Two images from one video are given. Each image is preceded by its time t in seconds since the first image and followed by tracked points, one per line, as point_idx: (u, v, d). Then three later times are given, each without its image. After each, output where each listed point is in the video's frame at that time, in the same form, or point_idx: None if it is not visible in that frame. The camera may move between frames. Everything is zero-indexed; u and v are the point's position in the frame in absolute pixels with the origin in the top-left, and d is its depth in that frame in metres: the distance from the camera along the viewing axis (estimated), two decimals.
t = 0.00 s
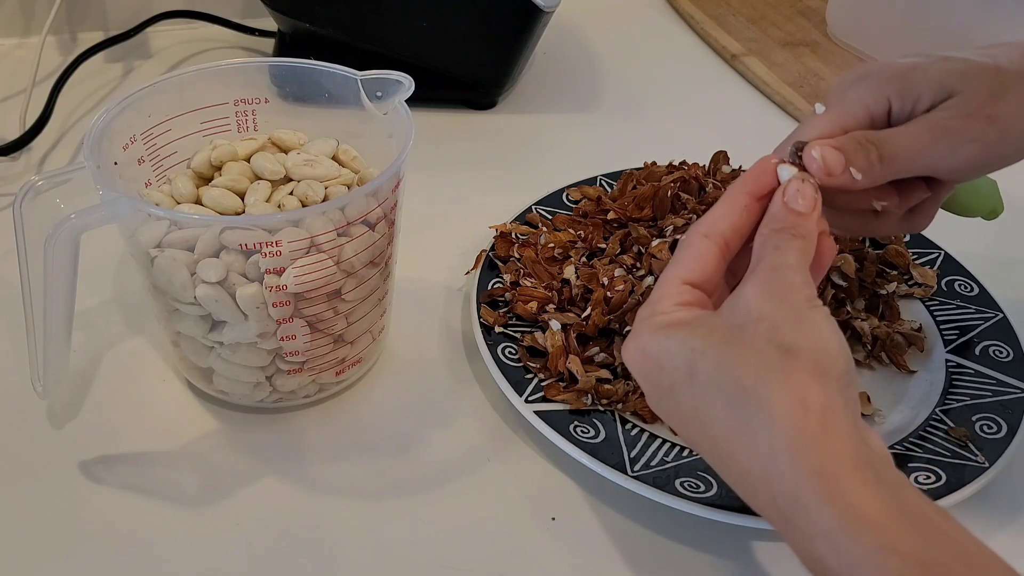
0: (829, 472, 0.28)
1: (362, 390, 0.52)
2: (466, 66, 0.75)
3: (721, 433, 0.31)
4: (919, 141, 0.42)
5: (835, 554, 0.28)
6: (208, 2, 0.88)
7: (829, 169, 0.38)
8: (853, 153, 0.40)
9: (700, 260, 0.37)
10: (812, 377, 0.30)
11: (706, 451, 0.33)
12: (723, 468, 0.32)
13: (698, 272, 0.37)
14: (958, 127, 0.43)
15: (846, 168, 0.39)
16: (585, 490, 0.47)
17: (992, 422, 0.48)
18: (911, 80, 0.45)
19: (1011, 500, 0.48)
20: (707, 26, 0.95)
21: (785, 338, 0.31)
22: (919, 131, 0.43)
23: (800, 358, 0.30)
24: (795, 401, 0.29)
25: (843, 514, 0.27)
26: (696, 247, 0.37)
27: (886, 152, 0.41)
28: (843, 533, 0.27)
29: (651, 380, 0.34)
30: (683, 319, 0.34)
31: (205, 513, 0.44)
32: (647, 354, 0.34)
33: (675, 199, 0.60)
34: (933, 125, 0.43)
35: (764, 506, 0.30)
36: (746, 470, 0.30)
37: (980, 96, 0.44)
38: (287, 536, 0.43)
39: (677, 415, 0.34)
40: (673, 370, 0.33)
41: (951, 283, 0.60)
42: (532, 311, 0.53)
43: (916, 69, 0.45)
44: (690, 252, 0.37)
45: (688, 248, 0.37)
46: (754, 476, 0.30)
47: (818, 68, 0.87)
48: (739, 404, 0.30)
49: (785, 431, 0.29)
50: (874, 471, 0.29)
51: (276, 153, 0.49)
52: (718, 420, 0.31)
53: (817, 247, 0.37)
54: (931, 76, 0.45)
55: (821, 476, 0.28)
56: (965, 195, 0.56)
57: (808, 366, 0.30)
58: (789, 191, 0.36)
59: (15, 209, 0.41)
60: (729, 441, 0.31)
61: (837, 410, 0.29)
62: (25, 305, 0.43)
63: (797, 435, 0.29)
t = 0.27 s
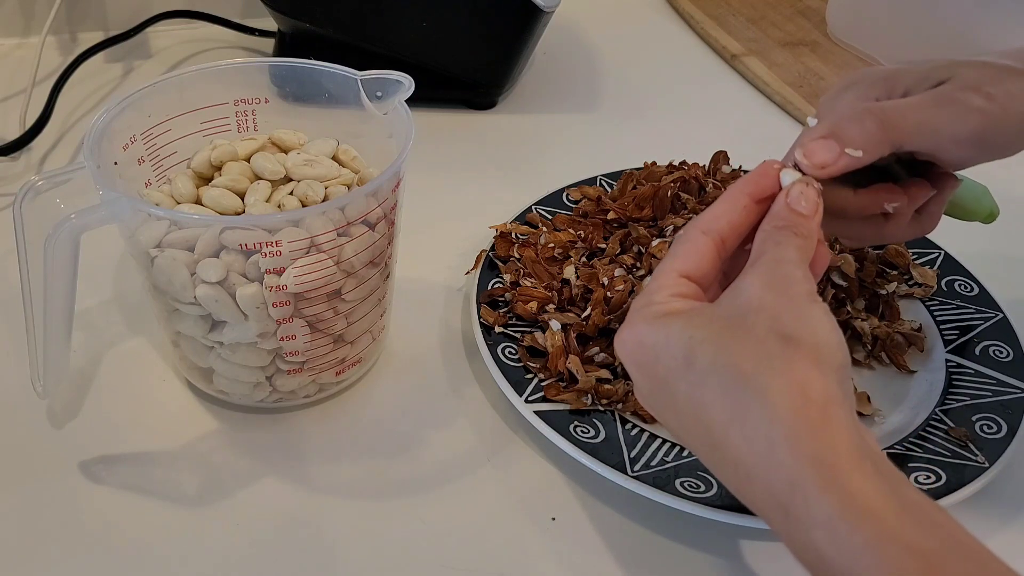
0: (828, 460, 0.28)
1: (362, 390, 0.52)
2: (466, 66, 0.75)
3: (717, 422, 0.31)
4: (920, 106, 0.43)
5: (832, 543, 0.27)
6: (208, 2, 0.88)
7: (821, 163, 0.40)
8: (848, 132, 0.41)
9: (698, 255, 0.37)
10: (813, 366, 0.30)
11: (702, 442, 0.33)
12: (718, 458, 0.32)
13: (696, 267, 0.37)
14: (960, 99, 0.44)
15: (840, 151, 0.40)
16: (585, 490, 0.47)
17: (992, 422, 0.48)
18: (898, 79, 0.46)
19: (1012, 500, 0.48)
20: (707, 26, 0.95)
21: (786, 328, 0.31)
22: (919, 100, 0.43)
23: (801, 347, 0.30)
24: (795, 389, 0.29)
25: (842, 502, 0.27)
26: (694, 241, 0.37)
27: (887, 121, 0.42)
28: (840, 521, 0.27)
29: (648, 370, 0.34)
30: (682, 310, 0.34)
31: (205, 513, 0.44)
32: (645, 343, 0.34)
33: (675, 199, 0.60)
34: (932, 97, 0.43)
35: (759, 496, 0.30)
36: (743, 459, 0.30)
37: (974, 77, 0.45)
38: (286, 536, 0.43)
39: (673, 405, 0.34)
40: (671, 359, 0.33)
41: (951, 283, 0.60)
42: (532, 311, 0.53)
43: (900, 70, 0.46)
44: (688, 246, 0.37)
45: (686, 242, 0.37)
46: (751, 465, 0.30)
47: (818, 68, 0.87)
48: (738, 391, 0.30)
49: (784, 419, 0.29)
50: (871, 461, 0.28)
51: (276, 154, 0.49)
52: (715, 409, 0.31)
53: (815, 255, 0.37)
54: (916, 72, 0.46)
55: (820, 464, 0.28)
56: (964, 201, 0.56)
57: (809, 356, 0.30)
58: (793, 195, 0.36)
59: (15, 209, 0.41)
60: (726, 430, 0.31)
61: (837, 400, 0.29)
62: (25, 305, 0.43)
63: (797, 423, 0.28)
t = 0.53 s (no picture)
0: (830, 448, 0.28)
1: (362, 390, 0.52)
2: (467, 66, 0.75)
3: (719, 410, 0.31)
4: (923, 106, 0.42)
5: (834, 529, 0.28)
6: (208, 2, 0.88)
7: (825, 147, 0.39)
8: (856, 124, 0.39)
9: (704, 245, 0.37)
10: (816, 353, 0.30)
11: (703, 429, 0.33)
12: (719, 445, 0.32)
13: (701, 257, 0.37)
14: (965, 96, 0.44)
15: (846, 141, 0.39)
16: (585, 491, 0.47)
17: (991, 422, 0.48)
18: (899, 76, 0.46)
19: (1012, 501, 0.48)
20: (707, 26, 0.95)
21: (789, 315, 0.31)
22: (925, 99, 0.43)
23: (804, 334, 0.30)
24: (797, 375, 0.29)
25: (844, 489, 0.27)
26: (700, 233, 0.37)
27: (893, 118, 0.41)
28: (842, 507, 0.27)
29: (650, 359, 0.34)
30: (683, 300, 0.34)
31: (205, 513, 0.44)
32: (647, 331, 0.34)
33: (675, 199, 0.60)
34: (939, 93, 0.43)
35: (760, 482, 0.30)
36: (744, 446, 0.30)
37: (976, 77, 0.46)
38: (287, 536, 0.43)
39: (674, 393, 0.34)
40: (673, 348, 0.33)
41: (951, 283, 0.60)
42: (532, 311, 0.53)
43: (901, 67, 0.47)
44: (694, 237, 0.37)
45: (691, 233, 0.37)
46: (752, 452, 0.30)
47: (818, 68, 0.87)
48: (740, 379, 0.30)
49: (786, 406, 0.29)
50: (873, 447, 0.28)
51: (276, 154, 0.49)
52: (717, 397, 0.31)
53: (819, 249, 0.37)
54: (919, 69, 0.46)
55: (821, 451, 0.28)
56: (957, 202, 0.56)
57: (812, 344, 0.30)
58: (796, 185, 0.36)
59: (15, 209, 0.41)
60: (727, 418, 0.31)
61: (839, 387, 0.29)
62: (26, 305, 0.43)
63: (799, 410, 0.28)
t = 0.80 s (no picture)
0: (835, 443, 0.28)
1: (362, 390, 0.52)
2: (466, 65, 0.75)
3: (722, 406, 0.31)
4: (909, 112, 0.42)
5: (837, 524, 0.28)
6: (208, 2, 0.88)
7: (813, 155, 0.38)
8: (841, 130, 0.39)
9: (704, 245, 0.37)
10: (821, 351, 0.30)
11: (707, 425, 0.33)
12: (723, 442, 0.32)
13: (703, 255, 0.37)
14: (955, 101, 0.44)
15: (832, 147, 0.39)
16: (584, 491, 0.47)
17: (992, 422, 0.48)
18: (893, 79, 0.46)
19: (1012, 501, 0.48)
20: (707, 26, 0.95)
21: (795, 311, 0.31)
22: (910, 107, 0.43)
23: (808, 332, 0.30)
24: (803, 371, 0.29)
25: (848, 484, 0.27)
26: (700, 232, 0.37)
27: (879, 124, 0.41)
28: (847, 502, 0.27)
29: (653, 355, 0.34)
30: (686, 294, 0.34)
31: (205, 513, 0.44)
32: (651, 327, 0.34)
33: (675, 199, 0.60)
34: (928, 99, 0.43)
35: (763, 479, 0.30)
36: (748, 442, 0.30)
37: (969, 80, 0.46)
38: (286, 536, 0.43)
39: (678, 391, 0.33)
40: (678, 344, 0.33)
41: (951, 283, 0.60)
42: (532, 311, 0.53)
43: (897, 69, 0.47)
44: (693, 238, 0.37)
45: (691, 234, 0.38)
46: (756, 448, 0.30)
47: (818, 68, 0.87)
48: (744, 375, 0.30)
49: (792, 401, 0.29)
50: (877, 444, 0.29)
51: (276, 154, 0.49)
52: (722, 393, 0.31)
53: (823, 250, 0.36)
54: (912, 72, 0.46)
55: (826, 446, 0.28)
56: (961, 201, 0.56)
57: (817, 341, 0.30)
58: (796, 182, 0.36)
59: (15, 209, 0.41)
60: (731, 414, 0.31)
61: (844, 384, 0.29)
62: (26, 305, 0.43)
63: (803, 405, 0.28)
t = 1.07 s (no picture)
0: (828, 444, 0.28)
1: (362, 390, 0.52)
2: (467, 65, 0.75)
3: (715, 410, 0.31)
4: (904, 124, 0.42)
5: (833, 525, 0.28)
6: (208, 2, 0.88)
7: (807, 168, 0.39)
8: (835, 142, 0.40)
9: (691, 253, 0.37)
10: (809, 351, 0.30)
11: (702, 430, 0.33)
12: (718, 446, 0.32)
13: (690, 265, 0.37)
14: (949, 116, 0.44)
15: (828, 162, 0.39)
16: (584, 490, 0.47)
17: (992, 422, 0.48)
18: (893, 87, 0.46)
19: (1012, 501, 0.48)
20: (707, 26, 0.95)
21: (782, 313, 0.31)
22: (907, 120, 0.42)
23: (796, 333, 0.30)
24: (792, 373, 0.29)
25: (842, 485, 0.27)
26: (688, 243, 0.37)
27: (874, 137, 0.41)
28: (842, 503, 0.27)
29: (648, 364, 0.34)
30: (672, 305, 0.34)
31: (205, 513, 0.44)
32: (644, 337, 0.34)
33: (675, 199, 0.60)
34: (923, 114, 0.43)
35: (758, 482, 0.30)
36: (743, 446, 0.30)
37: (967, 91, 0.46)
38: (286, 537, 0.43)
39: (673, 396, 0.34)
40: (670, 352, 0.33)
41: (951, 283, 0.60)
42: (532, 311, 0.53)
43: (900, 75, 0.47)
44: (680, 248, 0.37)
45: (679, 243, 0.38)
46: (750, 452, 0.30)
47: (818, 68, 0.87)
48: (735, 380, 0.30)
49: (783, 404, 0.29)
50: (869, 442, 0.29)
51: (276, 154, 0.49)
52: (715, 398, 0.31)
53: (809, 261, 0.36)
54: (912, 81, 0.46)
55: (818, 448, 0.28)
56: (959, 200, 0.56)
57: (806, 344, 0.30)
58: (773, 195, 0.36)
59: (15, 209, 0.41)
60: (724, 418, 0.31)
61: (833, 386, 0.29)
62: (26, 305, 0.43)
63: (795, 408, 0.28)
